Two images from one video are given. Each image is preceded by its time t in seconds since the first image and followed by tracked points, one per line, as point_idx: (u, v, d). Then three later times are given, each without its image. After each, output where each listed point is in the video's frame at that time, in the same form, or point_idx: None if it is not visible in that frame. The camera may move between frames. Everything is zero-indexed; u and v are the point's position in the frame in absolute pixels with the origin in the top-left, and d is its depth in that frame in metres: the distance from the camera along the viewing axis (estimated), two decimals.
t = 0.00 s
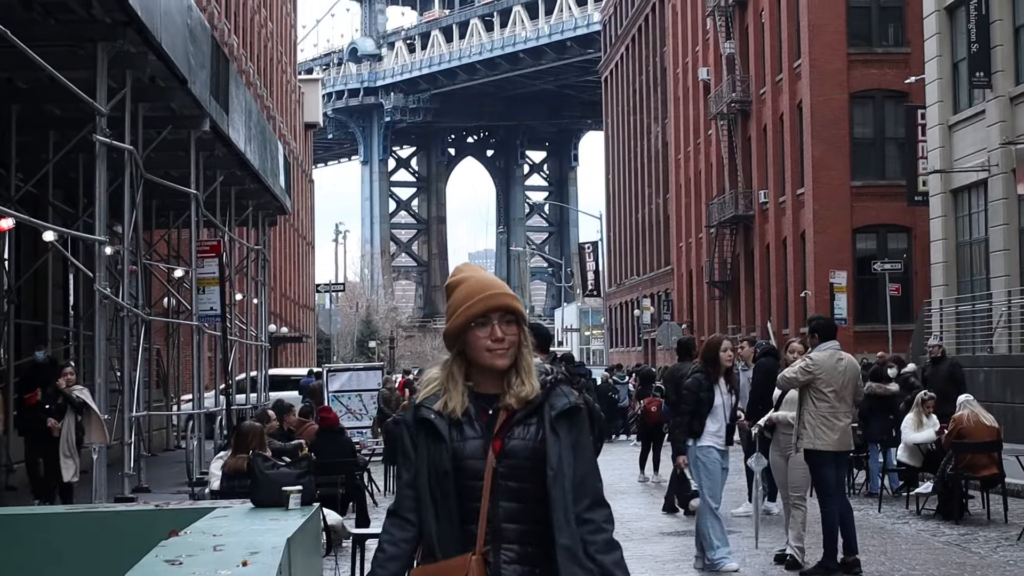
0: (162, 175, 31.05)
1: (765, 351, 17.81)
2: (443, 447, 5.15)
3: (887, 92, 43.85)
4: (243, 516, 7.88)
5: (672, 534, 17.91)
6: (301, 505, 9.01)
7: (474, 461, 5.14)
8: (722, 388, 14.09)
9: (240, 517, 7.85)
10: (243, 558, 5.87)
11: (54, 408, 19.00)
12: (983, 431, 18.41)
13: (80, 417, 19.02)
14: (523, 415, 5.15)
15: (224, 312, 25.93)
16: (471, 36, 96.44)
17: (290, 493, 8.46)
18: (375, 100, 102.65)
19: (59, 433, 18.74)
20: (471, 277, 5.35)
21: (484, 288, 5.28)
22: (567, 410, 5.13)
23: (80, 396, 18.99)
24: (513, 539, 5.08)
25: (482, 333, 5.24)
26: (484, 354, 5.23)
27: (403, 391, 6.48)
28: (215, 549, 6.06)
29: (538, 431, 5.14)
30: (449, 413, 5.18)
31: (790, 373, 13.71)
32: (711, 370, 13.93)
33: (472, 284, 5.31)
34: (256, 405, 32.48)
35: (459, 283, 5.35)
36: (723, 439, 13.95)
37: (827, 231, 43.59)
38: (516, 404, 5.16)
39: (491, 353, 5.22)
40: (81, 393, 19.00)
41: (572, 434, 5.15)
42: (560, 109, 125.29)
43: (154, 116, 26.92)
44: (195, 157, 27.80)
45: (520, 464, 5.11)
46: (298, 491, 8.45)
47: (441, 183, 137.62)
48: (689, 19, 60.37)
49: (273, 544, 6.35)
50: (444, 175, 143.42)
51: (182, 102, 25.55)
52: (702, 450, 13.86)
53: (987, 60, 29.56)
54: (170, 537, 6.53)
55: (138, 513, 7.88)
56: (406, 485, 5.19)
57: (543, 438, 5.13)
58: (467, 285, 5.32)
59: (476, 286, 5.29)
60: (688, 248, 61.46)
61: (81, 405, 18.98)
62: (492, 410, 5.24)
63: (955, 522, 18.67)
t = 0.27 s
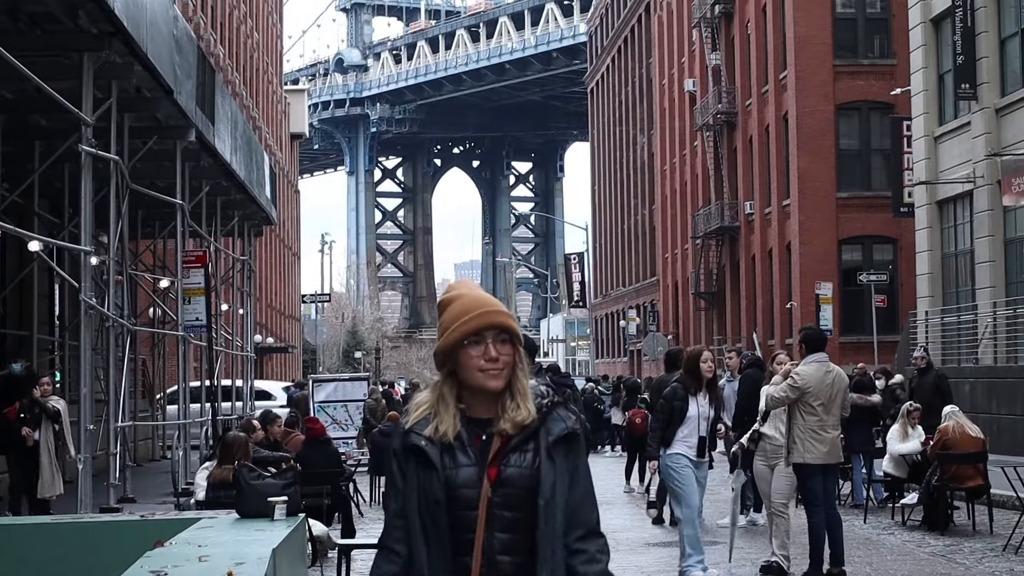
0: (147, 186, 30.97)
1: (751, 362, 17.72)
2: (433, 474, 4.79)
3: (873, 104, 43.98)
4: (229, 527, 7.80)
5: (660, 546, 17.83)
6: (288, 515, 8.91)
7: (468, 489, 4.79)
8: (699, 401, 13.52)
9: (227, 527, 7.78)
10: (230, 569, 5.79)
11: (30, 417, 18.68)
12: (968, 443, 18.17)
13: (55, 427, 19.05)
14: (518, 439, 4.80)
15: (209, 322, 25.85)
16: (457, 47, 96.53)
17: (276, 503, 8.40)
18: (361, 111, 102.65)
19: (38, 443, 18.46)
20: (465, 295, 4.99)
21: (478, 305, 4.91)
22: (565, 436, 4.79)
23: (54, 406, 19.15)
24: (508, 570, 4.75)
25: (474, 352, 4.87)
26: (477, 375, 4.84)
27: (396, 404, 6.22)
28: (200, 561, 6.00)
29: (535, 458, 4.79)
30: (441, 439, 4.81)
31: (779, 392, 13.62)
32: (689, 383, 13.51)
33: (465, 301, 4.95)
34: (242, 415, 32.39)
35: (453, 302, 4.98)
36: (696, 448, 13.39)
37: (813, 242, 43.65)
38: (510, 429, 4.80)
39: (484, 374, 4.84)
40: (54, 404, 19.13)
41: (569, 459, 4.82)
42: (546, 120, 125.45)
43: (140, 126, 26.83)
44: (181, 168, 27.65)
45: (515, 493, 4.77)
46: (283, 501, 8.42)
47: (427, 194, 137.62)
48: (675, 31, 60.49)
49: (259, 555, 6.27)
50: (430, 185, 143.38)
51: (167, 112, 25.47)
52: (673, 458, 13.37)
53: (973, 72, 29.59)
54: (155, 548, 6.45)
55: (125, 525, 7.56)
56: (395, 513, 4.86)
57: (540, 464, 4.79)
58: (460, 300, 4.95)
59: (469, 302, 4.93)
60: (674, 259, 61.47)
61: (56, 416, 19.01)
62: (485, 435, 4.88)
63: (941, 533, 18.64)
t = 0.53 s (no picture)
0: (142, 192, 30.97)
1: (747, 369, 17.65)
2: (440, 477, 4.61)
3: (868, 111, 44.05)
4: (224, 533, 7.77)
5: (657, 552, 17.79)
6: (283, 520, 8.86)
7: (476, 493, 4.63)
8: (686, 409, 13.50)
9: (222, 533, 7.75)
10: None
11: (12, 423, 17.97)
12: (964, 450, 18.12)
13: (39, 430, 18.19)
14: (525, 441, 4.68)
15: (205, 328, 25.85)
16: (452, 53, 96.53)
17: (270, 510, 8.35)
18: (357, 117, 102.60)
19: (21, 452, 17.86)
20: (462, 291, 4.83)
21: (480, 298, 4.76)
22: (571, 436, 4.70)
23: (37, 408, 18.35)
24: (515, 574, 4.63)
25: (479, 347, 4.73)
26: (481, 372, 4.71)
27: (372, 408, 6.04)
28: (195, 568, 5.97)
29: (542, 458, 4.69)
30: (445, 437, 4.65)
31: (775, 400, 13.60)
32: (674, 392, 13.46)
33: (465, 294, 4.80)
34: (237, 421, 32.35)
35: (450, 297, 4.82)
36: (686, 459, 13.32)
37: (809, 249, 43.70)
38: (518, 429, 4.68)
39: (488, 370, 4.71)
40: (36, 406, 18.23)
41: (576, 460, 4.71)
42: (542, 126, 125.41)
43: (135, 132, 26.79)
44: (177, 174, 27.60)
45: (527, 494, 4.64)
46: (278, 507, 8.45)
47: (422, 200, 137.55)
48: (671, 37, 60.53)
49: (254, 562, 6.27)
50: (426, 191, 143.42)
51: (164, 118, 25.44)
52: (661, 470, 13.32)
53: (969, 78, 29.55)
54: (150, 555, 6.43)
55: (114, 532, 7.58)
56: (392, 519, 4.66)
57: (548, 463, 4.68)
58: (459, 295, 4.80)
59: (470, 296, 4.78)
60: (669, 265, 61.48)
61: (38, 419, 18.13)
62: (490, 436, 4.73)
63: (936, 540, 18.66)
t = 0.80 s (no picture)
0: (141, 207, 30.96)
1: (745, 386, 17.58)
2: (442, 495, 4.45)
3: (867, 127, 44.08)
4: (222, 549, 7.72)
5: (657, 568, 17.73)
6: (281, 537, 8.82)
7: (479, 514, 4.47)
8: (678, 425, 13.46)
9: (219, 549, 7.70)
10: None
11: None
12: (962, 466, 18.06)
13: (21, 446, 18.06)
14: (532, 457, 4.51)
15: (202, 343, 25.82)
16: (451, 69, 96.60)
17: (268, 526, 8.30)
18: (355, 133, 102.66)
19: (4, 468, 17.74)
20: (474, 297, 4.63)
21: (493, 310, 4.58)
22: (579, 453, 4.55)
23: (20, 424, 18.25)
24: None
25: (491, 359, 4.55)
26: (494, 387, 4.53)
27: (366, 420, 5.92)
28: None
29: (548, 477, 4.52)
30: (450, 455, 4.49)
31: (774, 415, 13.64)
32: (666, 408, 13.39)
33: (476, 304, 4.60)
34: (234, 436, 32.30)
35: (459, 304, 4.62)
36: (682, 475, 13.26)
37: (807, 265, 43.70)
38: (524, 445, 4.52)
39: (502, 384, 4.54)
40: (19, 421, 18.13)
41: (583, 478, 4.56)
42: (540, 142, 125.48)
43: (134, 147, 26.80)
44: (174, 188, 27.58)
45: (533, 515, 4.47)
46: (277, 523, 8.39)
47: (421, 215, 137.53)
48: (670, 53, 60.55)
49: None
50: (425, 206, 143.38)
51: (161, 133, 25.41)
52: (656, 488, 13.26)
53: (967, 94, 29.57)
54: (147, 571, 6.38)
55: (112, 549, 7.60)
56: (394, 538, 4.48)
57: (555, 483, 4.52)
58: (468, 303, 4.60)
59: (482, 305, 4.59)
60: (668, 281, 61.42)
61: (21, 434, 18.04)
62: (494, 453, 4.57)
63: (934, 557, 18.63)
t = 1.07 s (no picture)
0: (141, 219, 30.97)
1: (746, 400, 17.54)
2: (453, 533, 4.33)
3: (866, 140, 44.12)
4: (221, 563, 7.68)
5: None
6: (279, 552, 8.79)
7: (492, 552, 4.33)
8: (686, 440, 13.41)
9: (217, 564, 7.66)
10: None
11: None
12: (962, 479, 18.03)
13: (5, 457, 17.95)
14: (550, 492, 4.37)
15: (202, 355, 25.82)
16: (450, 81, 96.75)
17: (267, 538, 8.25)
18: (355, 145, 102.77)
19: None
20: (494, 318, 4.49)
21: (513, 331, 4.44)
22: (602, 488, 4.37)
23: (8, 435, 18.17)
24: None
25: (511, 385, 4.41)
26: (513, 415, 4.39)
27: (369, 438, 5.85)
28: None
29: (567, 512, 4.39)
30: (464, 488, 4.35)
31: (770, 428, 13.68)
32: (673, 422, 13.31)
33: (495, 325, 4.46)
34: (234, 449, 32.28)
35: (478, 325, 4.48)
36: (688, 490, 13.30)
37: (807, 278, 43.71)
38: (541, 479, 4.38)
39: (521, 412, 4.40)
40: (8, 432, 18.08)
41: (607, 514, 4.41)
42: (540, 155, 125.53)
43: (134, 159, 26.80)
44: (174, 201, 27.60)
45: (547, 553, 4.33)
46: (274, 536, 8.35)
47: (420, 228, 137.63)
48: (669, 65, 60.57)
49: None
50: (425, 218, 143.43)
51: (160, 145, 25.44)
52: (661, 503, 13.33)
53: (966, 107, 29.61)
54: None
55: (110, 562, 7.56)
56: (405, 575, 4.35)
57: (575, 520, 4.38)
58: (487, 324, 4.46)
59: (501, 327, 4.45)
60: (667, 294, 61.39)
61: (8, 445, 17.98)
62: (509, 488, 4.44)
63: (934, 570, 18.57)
